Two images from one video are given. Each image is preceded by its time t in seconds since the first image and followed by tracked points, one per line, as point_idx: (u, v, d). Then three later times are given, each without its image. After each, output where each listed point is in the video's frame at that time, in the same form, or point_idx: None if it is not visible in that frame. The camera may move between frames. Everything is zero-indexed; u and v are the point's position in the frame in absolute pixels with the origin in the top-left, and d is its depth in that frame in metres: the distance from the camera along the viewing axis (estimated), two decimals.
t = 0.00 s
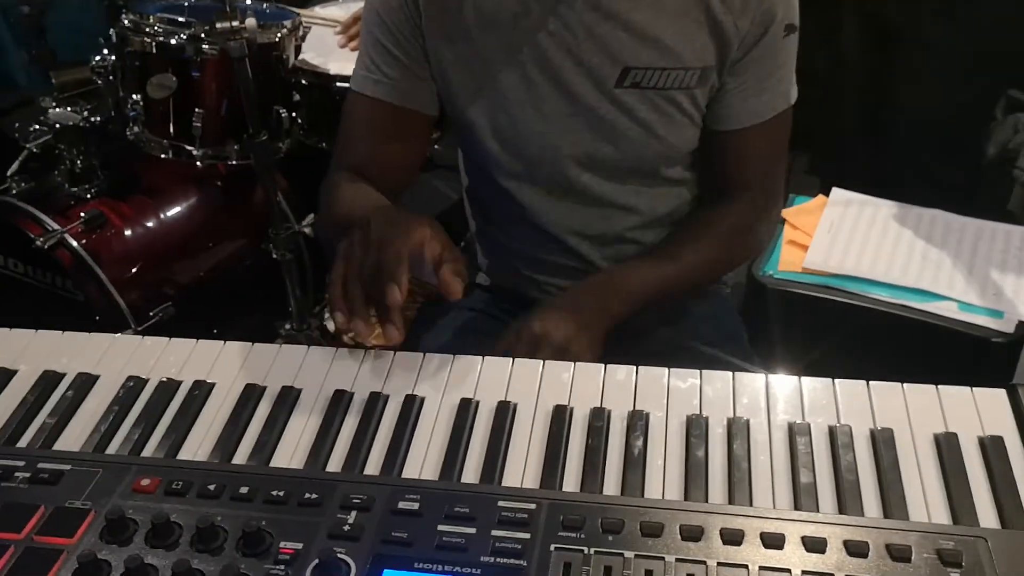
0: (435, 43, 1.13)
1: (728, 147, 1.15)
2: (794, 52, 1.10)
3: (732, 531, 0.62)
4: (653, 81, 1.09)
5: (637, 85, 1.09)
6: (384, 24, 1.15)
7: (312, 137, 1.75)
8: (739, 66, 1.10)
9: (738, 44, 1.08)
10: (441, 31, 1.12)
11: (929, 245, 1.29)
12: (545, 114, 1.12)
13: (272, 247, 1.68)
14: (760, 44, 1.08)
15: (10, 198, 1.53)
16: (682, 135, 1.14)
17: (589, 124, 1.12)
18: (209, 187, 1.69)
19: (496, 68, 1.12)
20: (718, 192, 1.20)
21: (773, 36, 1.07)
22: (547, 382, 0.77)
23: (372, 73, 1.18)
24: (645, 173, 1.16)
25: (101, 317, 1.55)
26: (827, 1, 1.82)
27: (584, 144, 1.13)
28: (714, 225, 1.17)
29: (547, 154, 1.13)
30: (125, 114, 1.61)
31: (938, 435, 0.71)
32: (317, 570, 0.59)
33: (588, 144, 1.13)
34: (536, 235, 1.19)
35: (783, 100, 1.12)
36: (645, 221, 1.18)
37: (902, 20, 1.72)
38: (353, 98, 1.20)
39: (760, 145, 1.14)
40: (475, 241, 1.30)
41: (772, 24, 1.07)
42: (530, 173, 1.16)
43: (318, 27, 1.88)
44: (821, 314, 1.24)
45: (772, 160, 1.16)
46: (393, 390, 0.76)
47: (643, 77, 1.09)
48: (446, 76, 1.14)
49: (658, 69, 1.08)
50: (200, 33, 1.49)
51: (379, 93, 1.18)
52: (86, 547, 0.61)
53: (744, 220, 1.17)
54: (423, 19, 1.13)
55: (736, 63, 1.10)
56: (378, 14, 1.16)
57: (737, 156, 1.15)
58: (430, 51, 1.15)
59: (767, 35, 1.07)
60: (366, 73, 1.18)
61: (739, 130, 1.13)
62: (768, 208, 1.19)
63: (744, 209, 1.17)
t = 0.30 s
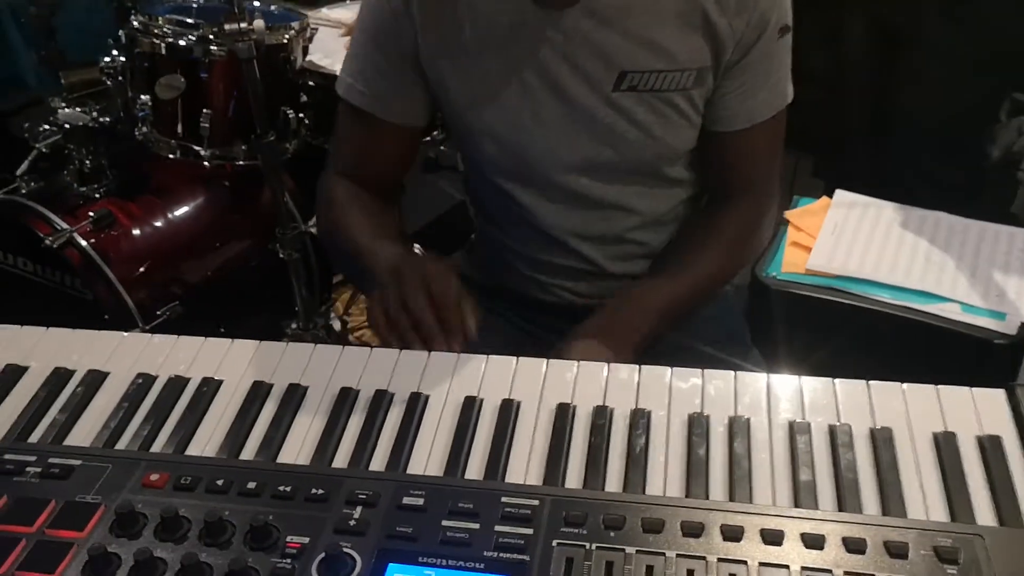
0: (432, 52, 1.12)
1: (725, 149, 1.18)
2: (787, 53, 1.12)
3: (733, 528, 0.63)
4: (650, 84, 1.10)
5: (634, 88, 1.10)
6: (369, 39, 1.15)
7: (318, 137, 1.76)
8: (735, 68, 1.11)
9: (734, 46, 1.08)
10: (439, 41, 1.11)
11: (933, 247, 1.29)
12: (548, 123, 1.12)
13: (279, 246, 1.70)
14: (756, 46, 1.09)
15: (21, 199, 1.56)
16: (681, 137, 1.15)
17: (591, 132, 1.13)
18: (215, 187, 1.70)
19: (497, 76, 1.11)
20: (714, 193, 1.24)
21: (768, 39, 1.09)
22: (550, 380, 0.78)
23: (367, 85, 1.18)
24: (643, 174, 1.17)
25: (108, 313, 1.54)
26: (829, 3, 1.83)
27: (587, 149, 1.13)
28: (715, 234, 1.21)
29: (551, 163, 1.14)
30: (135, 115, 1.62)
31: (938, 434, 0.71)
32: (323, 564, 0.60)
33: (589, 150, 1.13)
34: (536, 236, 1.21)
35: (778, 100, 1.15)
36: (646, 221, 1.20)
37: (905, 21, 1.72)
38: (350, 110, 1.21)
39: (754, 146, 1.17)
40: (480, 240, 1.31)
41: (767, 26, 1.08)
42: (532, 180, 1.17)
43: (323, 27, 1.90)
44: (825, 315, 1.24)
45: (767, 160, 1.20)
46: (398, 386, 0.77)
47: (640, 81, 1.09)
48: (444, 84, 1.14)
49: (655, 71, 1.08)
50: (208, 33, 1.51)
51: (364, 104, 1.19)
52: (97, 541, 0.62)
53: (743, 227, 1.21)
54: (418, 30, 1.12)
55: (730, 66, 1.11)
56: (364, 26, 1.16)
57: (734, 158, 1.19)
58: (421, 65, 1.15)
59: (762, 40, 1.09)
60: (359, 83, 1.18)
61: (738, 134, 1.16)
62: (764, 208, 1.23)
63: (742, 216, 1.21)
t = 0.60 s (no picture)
0: (431, 74, 1.15)
1: (721, 168, 1.18)
2: (785, 80, 1.11)
3: (734, 527, 0.63)
4: (633, 110, 1.12)
5: (619, 115, 1.12)
6: (374, 60, 1.17)
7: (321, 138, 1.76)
8: (726, 96, 1.12)
9: (722, 76, 1.10)
10: (434, 64, 1.14)
11: (933, 249, 1.30)
12: (541, 145, 1.15)
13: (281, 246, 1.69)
14: (746, 75, 1.10)
15: (24, 198, 1.57)
16: (671, 162, 1.16)
17: (581, 152, 1.15)
18: (218, 188, 1.71)
19: (491, 99, 1.13)
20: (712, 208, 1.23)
21: (759, 68, 1.09)
22: (553, 380, 0.78)
23: (374, 104, 1.21)
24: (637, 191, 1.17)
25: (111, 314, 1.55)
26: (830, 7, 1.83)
27: (577, 172, 1.15)
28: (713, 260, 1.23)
29: (544, 182, 1.17)
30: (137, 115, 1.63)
31: (938, 436, 0.72)
32: (327, 561, 0.61)
33: (579, 172, 1.15)
34: (534, 240, 1.21)
35: (775, 125, 1.14)
36: (639, 233, 1.19)
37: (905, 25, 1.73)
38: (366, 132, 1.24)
39: (744, 178, 1.18)
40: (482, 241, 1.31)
41: (758, 55, 1.08)
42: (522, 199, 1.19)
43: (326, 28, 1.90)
44: (825, 318, 1.25)
45: (765, 177, 1.19)
46: (401, 385, 0.78)
47: (625, 108, 1.12)
48: (445, 104, 1.17)
49: (636, 99, 1.11)
50: (211, 35, 1.51)
51: (374, 120, 1.22)
52: (101, 537, 0.63)
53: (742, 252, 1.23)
54: (415, 54, 1.14)
55: (721, 93, 1.12)
56: (370, 47, 1.17)
57: (729, 179, 1.19)
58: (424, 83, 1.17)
59: (752, 66, 1.09)
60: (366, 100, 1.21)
61: (731, 156, 1.16)
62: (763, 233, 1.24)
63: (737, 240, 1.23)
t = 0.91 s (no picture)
0: (429, 85, 1.13)
1: (721, 177, 1.18)
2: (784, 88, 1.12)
3: (737, 531, 0.64)
4: (640, 121, 1.10)
5: (624, 125, 1.10)
6: (369, 79, 1.15)
7: (325, 143, 1.77)
8: (729, 105, 1.12)
9: (726, 85, 1.09)
10: (432, 76, 1.12)
11: (933, 257, 1.30)
12: (542, 156, 1.12)
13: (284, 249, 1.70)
14: (749, 84, 1.10)
15: (29, 202, 1.57)
16: (674, 171, 1.15)
17: (584, 165, 1.12)
18: (222, 192, 1.72)
19: (493, 111, 1.11)
20: (712, 218, 1.24)
21: (763, 75, 1.09)
22: (558, 386, 0.79)
23: (365, 116, 1.18)
24: (639, 204, 1.17)
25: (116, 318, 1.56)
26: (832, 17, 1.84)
27: (579, 184, 1.14)
28: (707, 268, 1.23)
29: (546, 193, 1.15)
30: (144, 120, 1.64)
31: (938, 442, 0.73)
32: (336, 562, 0.61)
33: (580, 184, 1.14)
34: (534, 253, 1.21)
35: (774, 132, 1.15)
36: (641, 243, 1.19)
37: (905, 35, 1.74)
38: (355, 144, 1.22)
39: (746, 182, 1.19)
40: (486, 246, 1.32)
41: (761, 64, 1.08)
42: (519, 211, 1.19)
43: (331, 34, 1.92)
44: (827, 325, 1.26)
45: (762, 185, 1.20)
46: (408, 390, 0.79)
47: (630, 119, 1.09)
48: (444, 114, 1.15)
49: (643, 110, 1.09)
50: (217, 40, 1.52)
51: (371, 138, 1.20)
52: (112, 538, 0.63)
53: (737, 255, 1.23)
54: (412, 66, 1.12)
55: (725, 102, 1.11)
56: (363, 66, 1.15)
57: (729, 185, 1.19)
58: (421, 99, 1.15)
59: (756, 75, 1.09)
60: (358, 111, 1.19)
61: (732, 165, 1.16)
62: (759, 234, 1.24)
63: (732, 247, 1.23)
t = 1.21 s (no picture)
0: (444, 108, 1.14)
1: (730, 203, 1.19)
2: (795, 115, 1.12)
3: (743, 532, 0.66)
4: (649, 146, 1.10)
5: (633, 150, 1.11)
6: (383, 96, 1.16)
7: (333, 158, 1.78)
8: (740, 131, 1.12)
9: (736, 113, 1.09)
10: (448, 98, 1.12)
11: (932, 273, 1.33)
12: (552, 179, 1.13)
13: (292, 262, 1.73)
14: (759, 111, 1.10)
15: (42, 215, 1.60)
16: (682, 195, 1.16)
17: (593, 187, 1.13)
18: (231, 206, 1.74)
19: (504, 134, 1.12)
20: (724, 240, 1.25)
21: (772, 104, 1.09)
22: (568, 392, 0.81)
23: (383, 134, 1.19)
24: (647, 225, 1.18)
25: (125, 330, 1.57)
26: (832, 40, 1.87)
27: (587, 206, 1.15)
28: (727, 289, 1.22)
29: (556, 212, 1.16)
30: (155, 134, 1.66)
31: (938, 450, 0.74)
32: (354, 560, 0.63)
33: (587, 205, 1.15)
34: (543, 270, 1.22)
35: (786, 158, 1.14)
36: (648, 261, 1.20)
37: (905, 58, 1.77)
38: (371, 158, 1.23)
39: (759, 211, 1.18)
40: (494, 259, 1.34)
41: (771, 93, 1.08)
42: (533, 230, 1.20)
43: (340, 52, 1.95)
44: (829, 339, 1.28)
45: (777, 208, 1.19)
46: (422, 396, 0.81)
47: (639, 144, 1.10)
48: (457, 136, 1.16)
49: (651, 135, 1.09)
50: (230, 57, 1.55)
51: (386, 155, 1.21)
52: (137, 536, 0.65)
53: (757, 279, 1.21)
54: (428, 88, 1.12)
55: (737, 128, 1.11)
56: (380, 83, 1.16)
57: (743, 210, 1.18)
58: (437, 120, 1.16)
59: (766, 103, 1.09)
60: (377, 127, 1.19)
61: (743, 189, 1.16)
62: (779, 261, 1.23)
63: (752, 270, 1.21)
